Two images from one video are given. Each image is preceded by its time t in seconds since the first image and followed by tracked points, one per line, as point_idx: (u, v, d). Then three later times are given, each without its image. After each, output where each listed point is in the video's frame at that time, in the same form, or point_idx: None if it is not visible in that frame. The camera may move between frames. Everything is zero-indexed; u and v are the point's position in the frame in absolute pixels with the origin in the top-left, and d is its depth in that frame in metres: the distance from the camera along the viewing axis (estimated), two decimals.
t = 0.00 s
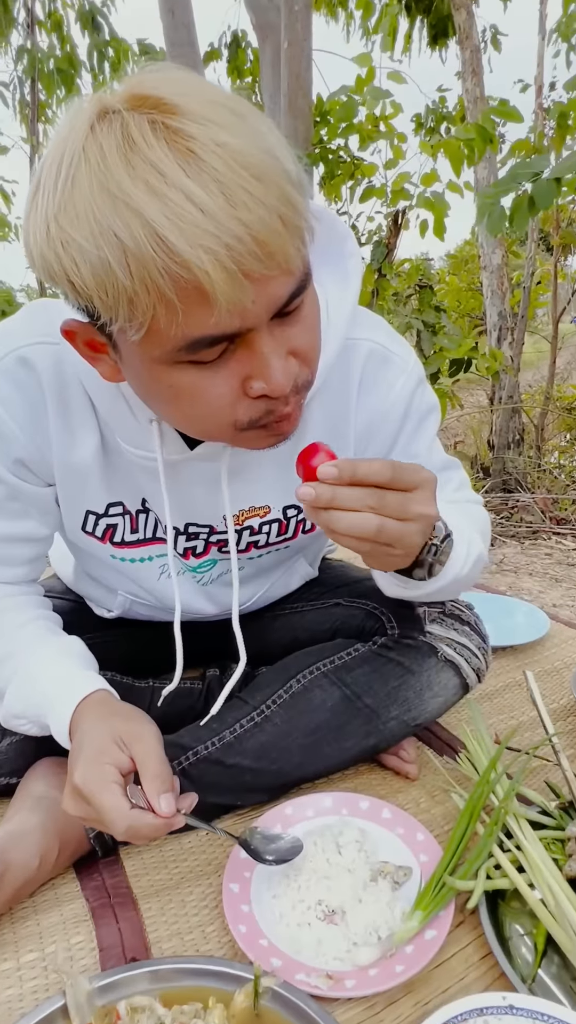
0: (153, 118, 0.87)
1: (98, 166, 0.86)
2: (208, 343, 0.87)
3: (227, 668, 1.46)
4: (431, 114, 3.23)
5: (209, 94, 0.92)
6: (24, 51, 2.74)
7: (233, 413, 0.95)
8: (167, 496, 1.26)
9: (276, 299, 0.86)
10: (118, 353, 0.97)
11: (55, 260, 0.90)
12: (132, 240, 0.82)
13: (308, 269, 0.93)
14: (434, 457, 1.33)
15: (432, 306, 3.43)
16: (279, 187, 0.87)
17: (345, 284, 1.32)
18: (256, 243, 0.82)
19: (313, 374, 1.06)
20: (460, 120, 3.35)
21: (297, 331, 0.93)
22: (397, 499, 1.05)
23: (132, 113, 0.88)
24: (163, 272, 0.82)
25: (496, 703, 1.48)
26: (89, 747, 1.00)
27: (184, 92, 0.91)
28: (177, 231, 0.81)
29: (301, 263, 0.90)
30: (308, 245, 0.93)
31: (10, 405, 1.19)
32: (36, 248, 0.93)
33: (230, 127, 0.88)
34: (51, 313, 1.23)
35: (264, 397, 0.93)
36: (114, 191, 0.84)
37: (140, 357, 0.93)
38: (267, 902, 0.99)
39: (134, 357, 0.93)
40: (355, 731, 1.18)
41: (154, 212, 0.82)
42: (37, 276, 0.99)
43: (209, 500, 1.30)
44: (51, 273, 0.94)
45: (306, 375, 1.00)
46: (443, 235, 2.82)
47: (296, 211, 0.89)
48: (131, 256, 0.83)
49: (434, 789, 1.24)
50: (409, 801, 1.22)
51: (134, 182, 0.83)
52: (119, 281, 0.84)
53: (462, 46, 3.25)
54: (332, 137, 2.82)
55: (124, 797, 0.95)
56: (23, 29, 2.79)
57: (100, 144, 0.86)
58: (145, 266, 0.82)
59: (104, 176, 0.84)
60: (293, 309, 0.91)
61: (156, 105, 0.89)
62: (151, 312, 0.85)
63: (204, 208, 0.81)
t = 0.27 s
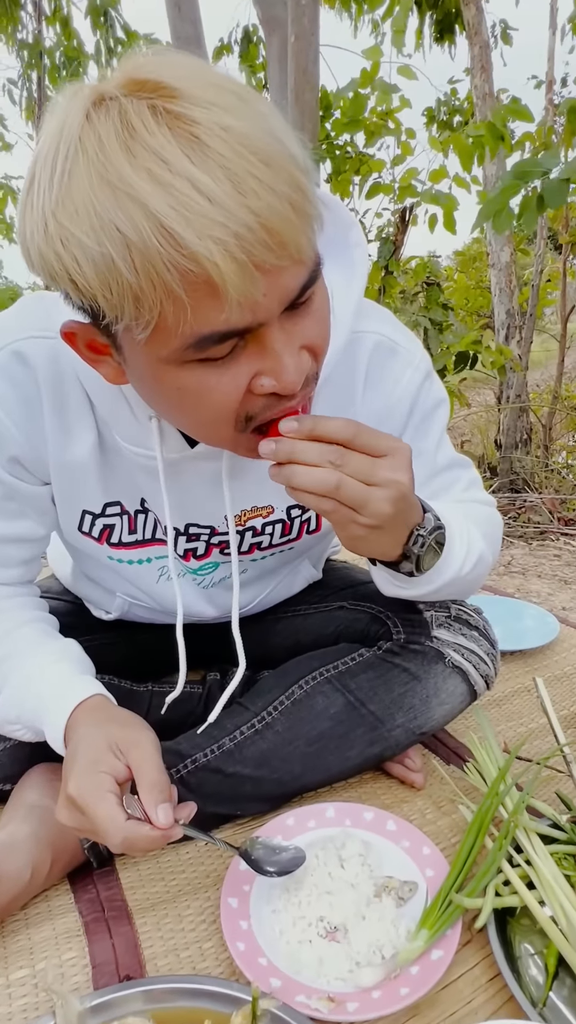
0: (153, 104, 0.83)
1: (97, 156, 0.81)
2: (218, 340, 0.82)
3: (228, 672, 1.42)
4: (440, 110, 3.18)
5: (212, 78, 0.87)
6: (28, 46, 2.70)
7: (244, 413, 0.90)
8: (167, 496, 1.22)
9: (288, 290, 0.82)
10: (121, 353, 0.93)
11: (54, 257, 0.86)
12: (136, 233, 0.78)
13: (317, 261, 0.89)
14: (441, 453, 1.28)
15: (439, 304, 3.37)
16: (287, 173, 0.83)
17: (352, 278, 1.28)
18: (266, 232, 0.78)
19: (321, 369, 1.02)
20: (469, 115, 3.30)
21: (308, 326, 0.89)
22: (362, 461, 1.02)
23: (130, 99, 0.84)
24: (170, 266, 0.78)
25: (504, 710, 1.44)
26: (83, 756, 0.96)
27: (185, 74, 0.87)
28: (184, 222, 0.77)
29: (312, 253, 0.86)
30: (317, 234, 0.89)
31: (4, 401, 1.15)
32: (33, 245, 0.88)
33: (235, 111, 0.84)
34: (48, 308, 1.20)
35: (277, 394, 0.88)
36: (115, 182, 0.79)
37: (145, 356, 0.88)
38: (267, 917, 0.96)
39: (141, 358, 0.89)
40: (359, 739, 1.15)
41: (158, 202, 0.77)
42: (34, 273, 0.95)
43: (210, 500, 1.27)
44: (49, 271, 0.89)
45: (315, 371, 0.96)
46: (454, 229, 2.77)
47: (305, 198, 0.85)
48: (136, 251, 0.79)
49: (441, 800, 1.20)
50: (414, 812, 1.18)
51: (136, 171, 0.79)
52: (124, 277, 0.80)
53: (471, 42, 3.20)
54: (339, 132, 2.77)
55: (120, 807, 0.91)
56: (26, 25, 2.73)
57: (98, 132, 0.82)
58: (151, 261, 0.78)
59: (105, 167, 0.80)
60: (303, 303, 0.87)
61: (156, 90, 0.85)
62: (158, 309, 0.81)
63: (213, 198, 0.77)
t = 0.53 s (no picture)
0: (156, 106, 0.80)
1: (99, 161, 0.78)
2: (225, 346, 0.82)
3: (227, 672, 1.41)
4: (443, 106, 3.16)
5: (212, 70, 0.86)
6: (30, 42, 2.68)
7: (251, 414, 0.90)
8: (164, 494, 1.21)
9: (295, 291, 0.81)
10: (123, 359, 0.91)
11: (55, 264, 0.83)
12: (142, 241, 0.76)
13: (321, 260, 0.88)
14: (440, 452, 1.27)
15: (442, 301, 3.35)
16: (293, 175, 0.81)
17: (350, 272, 1.26)
18: (273, 237, 0.77)
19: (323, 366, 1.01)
20: (473, 112, 3.28)
21: (313, 326, 0.88)
22: (358, 450, 1.01)
23: (131, 100, 0.81)
24: (177, 274, 0.76)
25: (505, 711, 1.42)
26: (77, 756, 0.95)
27: (185, 73, 0.85)
28: (191, 229, 0.75)
29: (317, 254, 0.85)
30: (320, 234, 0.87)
31: None
32: (33, 251, 0.86)
33: (235, 106, 0.83)
34: (42, 303, 1.19)
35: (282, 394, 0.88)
36: (119, 189, 0.77)
37: (148, 362, 0.87)
38: (263, 921, 0.94)
39: (144, 362, 0.87)
40: (358, 741, 1.13)
41: (165, 210, 0.75)
42: (32, 279, 0.92)
43: (208, 499, 1.25)
44: (49, 278, 0.87)
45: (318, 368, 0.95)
46: (460, 225, 2.75)
47: (311, 200, 0.83)
48: (141, 259, 0.77)
49: (440, 802, 1.19)
50: (414, 815, 1.17)
51: (141, 177, 0.76)
52: (129, 285, 0.78)
53: (475, 38, 3.18)
54: (342, 128, 2.75)
55: (113, 808, 0.90)
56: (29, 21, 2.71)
57: (100, 136, 0.79)
58: (158, 269, 0.76)
59: (108, 172, 0.77)
60: (308, 303, 0.86)
61: (156, 91, 0.83)
62: (164, 317, 0.80)
63: (220, 205, 0.75)
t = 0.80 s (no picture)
0: (163, 109, 0.78)
1: (105, 167, 0.76)
2: (231, 352, 0.81)
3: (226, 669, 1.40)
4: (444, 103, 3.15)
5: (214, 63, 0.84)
6: (30, 37, 2.67)
7: (250, 413, 0.90)
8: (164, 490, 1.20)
9: (299, 299, 0.81)
10: (126, 362, 0.90)
11: (59, 270, 0.81)
12: (150, 252, 0.74)
13: (326, 261, 0.87)
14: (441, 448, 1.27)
15: (442, 298, 3.33)
16: (302, 182, 0.80)
17: (352, 267, 1.26)
18: (281, 246, 0.76)
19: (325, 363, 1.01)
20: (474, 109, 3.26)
21: (316, 327, 0.87)
22: (369, 441, 1.02)
23: (137, 101, 0.78)
24: (185, 284, 0.75)
25: (506, 709, 1.42)
26: (75, 751, 0.95)
27: (185, 69, 0.82)
28: (201, 240, 0.74)
29: (321, 256, 0.84)
30: (325, 235, 0.86)
31: None
32: (36, 255, 0.84)
33: (237, 92, 0.81)
34: (39, 298, 1.18)
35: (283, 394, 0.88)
36: (126, 197, 0.75)
37: (152, 366, 0.86)
38: (262, 920, 0.94)
39: (147, 364, 0.86)
40: (357, 739, 1.13)
41: (173, 221, 0.74)
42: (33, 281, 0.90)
43: (208, 495, 1.25)
44: (52, 281, 0.85)
45: (321, 367, 0.95)
46: (453, 226, 2.74)
47: (316, 203, 0.82)
48: (149, 269, 0.75)
49: (440, 800, 1.19)
50: (413, 813, 1.16)
51: (149, 186, 0.74)
52: (137, 295, 0.77)
53: (476, 35, 3.16)
54: (342, 124, 2.74)
55: (111, 805, 0.90)
56: (29, 17, 2.70)
57: (106, 141, 0.76)
58: (167, 279, 0.75)
59: (114, 179, 0.75)
60: (313, 306, 0.85)
61: (160, 92, 0.80)
62: (171, 325, 0.79)
63: (230, 215, 0.74)
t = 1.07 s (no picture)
0: (145, 88, 0.79)
1: (86, 144, 0.77)
2: (210, 333, 0.81)
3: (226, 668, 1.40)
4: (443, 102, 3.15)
5: (208, 59, 0.84)
6: (29, 37, 2.66)
7: (235, 402, 0.90)
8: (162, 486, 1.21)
9: (281, 284, 0.80)
10: (110, 343, 0.91)
11: (43, 246, 0.83)
12: (125, 225, 0.75)
13: (313, 249, 0.86)
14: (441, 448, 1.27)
15: (441, 298, 3.29)
16: (285, 164, 0.79)
17: (351, 267, 1.26)
18: (260, 226, 0.76)
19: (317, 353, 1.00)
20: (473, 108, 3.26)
21: (301, 313, 0.87)
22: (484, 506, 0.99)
23: (120, 82, 0.80)
24: (159, 258, 0.75)
25: (506, 707, 1.42)
26: (74, 749, 0.95)
27: (176, 58, 0.83)
28: (175, 214, 0.74)
29: (307, 245, 0.84)
30: (313, 224, 0.86)
31: None
32: (21, 234, 0.85)
33: (236, 90, 0.81)
34: (36, 295, 1.18)
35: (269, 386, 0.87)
36: (104, 171, 0.76)
37: (134, 346, 0.87)
38: (263, 917, 0.94)
39: (130, 345, 0.87)
40: (358, 737, 1.13)
41: (148, 193, 0.74)
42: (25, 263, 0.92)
43: (207, 492, 1.25)
44: (38, 259, 0.86)
45: (311, 357, 0.94)
46: (453, 225, 2.74)
47: (301, 188, 0.81)
48: (124, 243, 0.76)
49: (441, 797, 1.19)
50: (413, 811, 1.16)
51: (126, 160, 0.75)
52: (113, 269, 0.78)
53: (474, 33, 3.16)
54: (341, 123, 2.74)
55: (109, 801, 0.90)
56: (28, 16, 2.69)
57: (87, 118, 0.78)
58: (140, 252, 0.76)
59: (93, 155, 0.76)
60: (298, 292, 0.85)
61: (146, 73, 0.81)
62: (147, 301, 0.79)
63: (203, 189, 0.74)
